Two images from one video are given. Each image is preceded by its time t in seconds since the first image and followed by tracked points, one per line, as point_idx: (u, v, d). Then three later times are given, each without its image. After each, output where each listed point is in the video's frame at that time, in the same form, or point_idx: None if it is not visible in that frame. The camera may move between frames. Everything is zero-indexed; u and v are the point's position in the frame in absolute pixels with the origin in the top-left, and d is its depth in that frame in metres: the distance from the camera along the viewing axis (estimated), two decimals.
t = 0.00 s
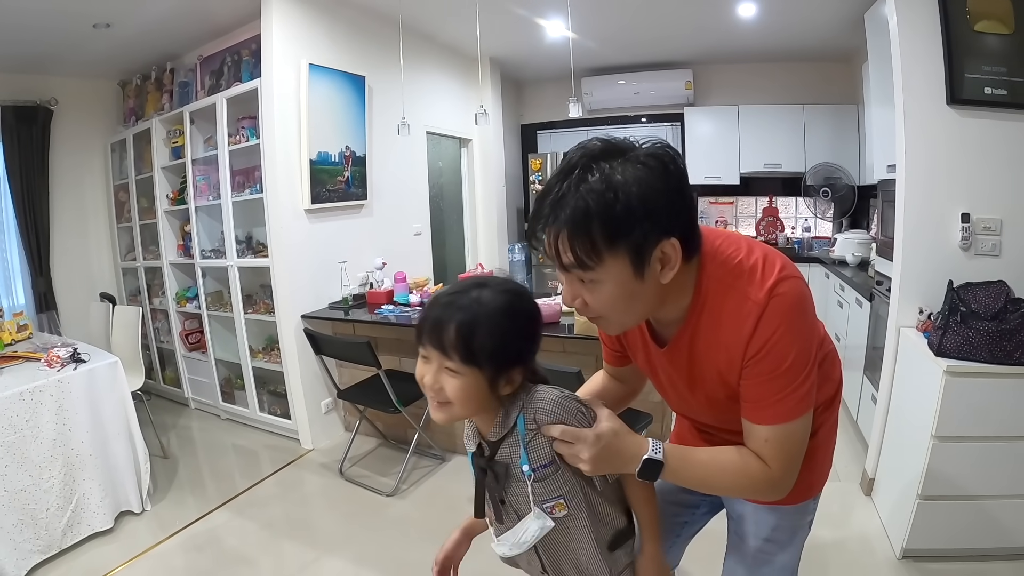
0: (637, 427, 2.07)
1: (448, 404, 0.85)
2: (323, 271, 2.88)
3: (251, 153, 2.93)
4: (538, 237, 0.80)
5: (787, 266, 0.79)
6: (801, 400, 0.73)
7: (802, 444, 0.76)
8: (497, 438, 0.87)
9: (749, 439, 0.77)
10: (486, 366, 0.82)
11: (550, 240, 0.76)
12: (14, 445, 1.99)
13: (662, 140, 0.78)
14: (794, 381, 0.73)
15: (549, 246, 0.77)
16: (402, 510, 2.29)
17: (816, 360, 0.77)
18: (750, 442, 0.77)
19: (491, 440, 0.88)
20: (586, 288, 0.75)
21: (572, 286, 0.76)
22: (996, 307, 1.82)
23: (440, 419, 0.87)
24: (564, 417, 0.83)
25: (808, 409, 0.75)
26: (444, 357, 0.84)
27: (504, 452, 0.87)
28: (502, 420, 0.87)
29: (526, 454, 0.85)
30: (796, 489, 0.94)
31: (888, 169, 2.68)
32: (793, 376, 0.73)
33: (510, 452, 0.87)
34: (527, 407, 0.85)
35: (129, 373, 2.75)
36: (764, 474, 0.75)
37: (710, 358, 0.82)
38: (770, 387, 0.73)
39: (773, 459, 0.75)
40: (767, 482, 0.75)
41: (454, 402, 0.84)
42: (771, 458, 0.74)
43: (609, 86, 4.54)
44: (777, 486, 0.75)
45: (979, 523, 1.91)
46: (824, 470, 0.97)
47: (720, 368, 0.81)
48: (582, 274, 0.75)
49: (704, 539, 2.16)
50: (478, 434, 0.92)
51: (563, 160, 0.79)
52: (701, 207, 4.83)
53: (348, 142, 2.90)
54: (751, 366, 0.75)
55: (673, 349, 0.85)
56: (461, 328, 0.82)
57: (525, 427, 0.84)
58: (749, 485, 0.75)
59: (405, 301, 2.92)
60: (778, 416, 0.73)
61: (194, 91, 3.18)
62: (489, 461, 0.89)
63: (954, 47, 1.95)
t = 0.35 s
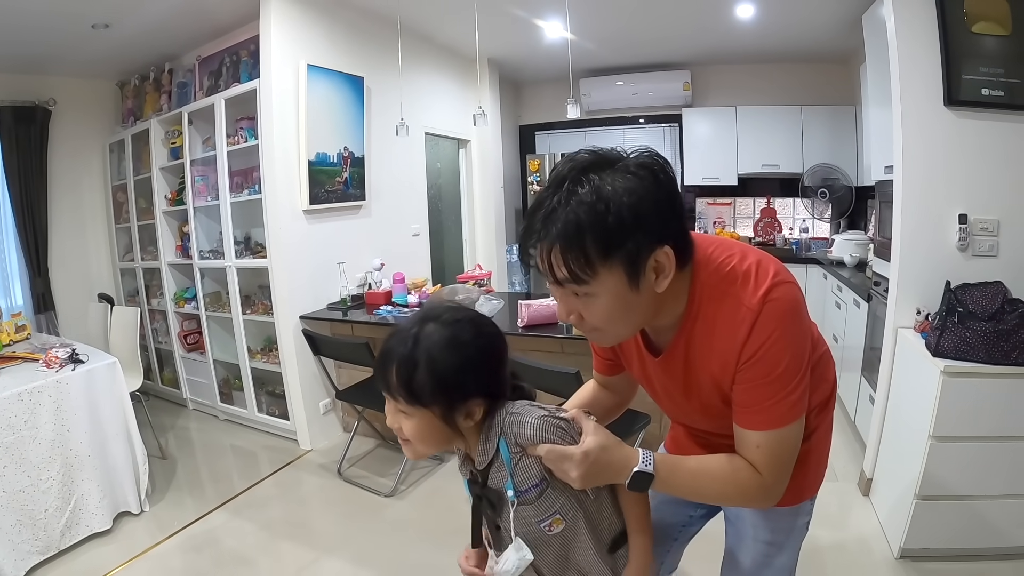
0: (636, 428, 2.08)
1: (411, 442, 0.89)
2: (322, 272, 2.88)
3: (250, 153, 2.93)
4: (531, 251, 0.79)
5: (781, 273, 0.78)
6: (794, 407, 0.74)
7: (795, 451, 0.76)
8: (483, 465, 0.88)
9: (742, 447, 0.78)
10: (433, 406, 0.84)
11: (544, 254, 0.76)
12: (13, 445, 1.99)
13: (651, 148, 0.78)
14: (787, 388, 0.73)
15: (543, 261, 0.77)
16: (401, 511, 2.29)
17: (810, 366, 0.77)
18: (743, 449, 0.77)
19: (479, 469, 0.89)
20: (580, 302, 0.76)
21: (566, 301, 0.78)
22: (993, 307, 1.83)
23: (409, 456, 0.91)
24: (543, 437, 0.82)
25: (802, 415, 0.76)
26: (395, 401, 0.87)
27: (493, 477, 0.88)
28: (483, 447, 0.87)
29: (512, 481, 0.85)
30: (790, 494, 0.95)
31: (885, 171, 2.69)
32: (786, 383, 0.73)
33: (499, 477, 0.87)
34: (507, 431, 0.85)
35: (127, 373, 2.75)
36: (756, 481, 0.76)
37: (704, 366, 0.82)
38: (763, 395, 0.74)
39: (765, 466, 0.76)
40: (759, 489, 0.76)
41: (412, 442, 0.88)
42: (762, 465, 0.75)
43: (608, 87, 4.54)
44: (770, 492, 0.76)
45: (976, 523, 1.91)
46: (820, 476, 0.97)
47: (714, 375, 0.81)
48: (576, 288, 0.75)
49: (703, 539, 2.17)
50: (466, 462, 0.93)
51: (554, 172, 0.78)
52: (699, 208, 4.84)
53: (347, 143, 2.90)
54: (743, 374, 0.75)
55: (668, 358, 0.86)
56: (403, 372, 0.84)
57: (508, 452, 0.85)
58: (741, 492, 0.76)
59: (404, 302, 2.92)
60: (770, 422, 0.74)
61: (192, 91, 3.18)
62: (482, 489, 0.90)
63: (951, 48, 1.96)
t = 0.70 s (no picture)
0: (637, 430, 2.08)
1: (423, 439, 0.84)
2: (322, 274, 2.88)
3: (250, 156, 2.94)
4: (517, 249, 0.78)
5: (764, 264, 0.79)
6: (792, 397, 0.74)
7: (798, 441, 0.77)
8: (489, 475, 0.87)
9: (746, 442, 0.78)
10: (464, 396, 0.82)
11: (538, 250, 0.74)
12: (14, 448, 1.99)
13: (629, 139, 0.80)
14: (784, 380, 0.74)
15: (537, 258, 0.75)
16: (402, 513, 2.29)
17: (802, 355, 0.78)
18: (748, 444, 0.78)
19: (485, 479, 0.88)
20: (578, 294, 0.74)
21: (562, 295, 0.75)
22: (993, 308, 1.83)
23: (415, 461, 0.85)
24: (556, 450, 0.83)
25: (802, 404, 0.76)
26: (419, 389, 0.83)
27: (499, 487, 0.87)
28: (492, 457, 0.87)
29: (519, 491, 0.85)
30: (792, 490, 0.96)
31: (885, 172, 2.69)
32: (782, 375, 0.73)
33: (505, 488, 0.87)
34: (518, 442, 0.85)
35: (128, 376, 2.75)
36: (763, 474, 0.76)
37: (696, 362, 0.82)
38: (761, 388, 0.74)
39: (771, 459, 0.76)
40: (766, 481, 0.76)
41: (431, 437, 0.83)
42: (769, 458, 0.76)
43: (608, 89, 4.54)
44: (778, 483, 0.77)
45: (977, 524, 1.91)
46: (817, 467, 0.98)
47: (707, 372, 0.81)
48: (573, 279, 0.73)
49: (703, 541, 2.17)
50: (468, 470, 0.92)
51: (536, 167, 0.78)
52: (699, 210, 4.85)
53: (347, 146, 2.90)
54: (739, 369, 0.75)
55: (658, 356, 0.85)
56: (437, 357, 0.83)
57: (519, 463, 0.85)
58: (748, 486, 0.76)
59: (405, 305, 2.92)
60: (771, 415, 0.74)
61: (193, 94, 3.19)
62: (485, 498, 0.89)
63: (951, 50, 1.96)
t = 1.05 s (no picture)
0: (639, 432, 2.09)
1: (446, 428, 0.81)
2: (325, 275, 2.89)
3: (254, 157, 2.94)
4: (509, 255, 0.77)
5: (748, 264, 0.79)
6: (784, 395, 0.75)
7: (790, 439, 0.77)
8: (487, 480, 0.87)
9: (739, 441, 0.78)
10: (499, 389, 0.83)
11: (534, 252, 0.73)
12: (18, 447, 1.99)
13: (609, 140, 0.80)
14: (775, 378, 0.74)
15: (532, 260, 0.74)
16: (403, 514, 2.29)
17: (790, 354, 0.78)
18: (742, 444, 0.78)
19: (481, 483, 0.87)
20: (575, 295, 0.74)
21: (558, 297, 0.75)
22: (996, 310, 1.83)
23: (431, 446, 0.81)
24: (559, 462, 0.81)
25: (793, 401, 0.77)
26: (455, 374, 0.82)
27: (496, 492, 0.87)
28: (494, 462, 0.86)
29: (516, 498, 0.84)
30: (788, 485, 0.96)
31: (889, 174, 2.69)
32: (771, 376, 0.74)
33: (502, 493, 0.86)
34: (521, 451, 0.86)
35: (131, 376, 2.75)
36: (760, 472, 0.77)
37: (687, 364, 0.82)
38: (751, 389, 0.74)
39: (767, 456, 0.76)
40: (761, 479, 0.77)
41: (458, 425, 0.81)
42: (763, 456, 0.76)
43: (610, 90, 4.55)
44: (772, 480, 0.78)
45: (980, 526, 1.91)
46: (810, 460, 0.99)
47: (699, 373, 0.81)
48: (569, 280, 0.73)
49: (705, 542, 2.17)
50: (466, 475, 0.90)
51: (523, 172, 0.77)
52: (701, 211, 4.85)
53: (350, 146, 2.91)
54: (731, 369, 0.75)
55: (649, 359, 0.85)
56: (480, 346, 0.82)
57: (519, 471, 0.85)
58: (742, 483, 0.77)
59: (408, 305, 2.93)
60: (764, 415, 0.74)
61: (196, 95, 3.19)
62: (480, 502, 0.88)
63: (954, 52, 1.96)
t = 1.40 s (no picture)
0: (638, 434, 2.10)
1: (438, 440, 0.83)
2: (324, 276, 2.89)
3: (253, 158, 2.94)
4: (510, 257, 0.77)
5: (746, 270, 0.80)
6: (776, 400, 0.75)
7: (780, 444, 0.77)
8: (479, 477, 0.86)
9: (730, 444, 0.78)
10: (488, 399, 0.82)
11: (534, 255, 0.73)
12: (17, 449, 1.99)
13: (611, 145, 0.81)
14: (768, 383, 0.74)
15: (532, 264, 0.74)
16: (402, 515, 2.29)
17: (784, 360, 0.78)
18: (732, 448, 0.78)
19: (472, 480, 0.87)
20: (573, 299, 0.74)
21: (557, 300, 0.75)
22: (995, 312, 1.83)
23: (424, 457, 0.84)
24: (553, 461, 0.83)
25: (785, 406, 0.77)
26: (444, 391, 0.82)
27: (488, 489, 0.86)
28: (485, 461, 0.85)
29: (508, 495, 0.84)
30: (783, 485, 0.96)
31: (888, 176, 2.69)
32: (765, 380, 0.74)
33: (494, 490, 0.86)
34: (514, 447, 0.85)
35: (130, 377, 2.75)
36: (750, 475, 0.77)
37: (683, 367, 0.82)
38: (743, 393, 0.74)
39: (756, 460, 0.77)
40: (751, 483, 0.77)
41: (448, 440, 0.82)
42: (752, 460, 0.76)
43: (610, 92, 4.55)
44: (761, 484, 0.78)
45: (979, 527, 1.91)
46: (805, 463, 0.99)
47: (694, 376, 0.82)
48: (568, 284, 0.73)
49: (705, 544, 2.17)
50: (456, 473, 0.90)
51: (525, 176, 0.78)
52: (701, 213, 4.86)
53: (350, 148, 2.91)
54: (725, 373, 0.76)
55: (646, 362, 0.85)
56: (465, 358, 0.80)
57: (512, 470, 0.84)
58: (732, 488, 0.77)
59: (407, 307, 2.93)
60: (757, 419, 0.75)
61: (196, 96, 3.19)
62: (471, 499, 0.88)
63: (953, 55, 1.96)
